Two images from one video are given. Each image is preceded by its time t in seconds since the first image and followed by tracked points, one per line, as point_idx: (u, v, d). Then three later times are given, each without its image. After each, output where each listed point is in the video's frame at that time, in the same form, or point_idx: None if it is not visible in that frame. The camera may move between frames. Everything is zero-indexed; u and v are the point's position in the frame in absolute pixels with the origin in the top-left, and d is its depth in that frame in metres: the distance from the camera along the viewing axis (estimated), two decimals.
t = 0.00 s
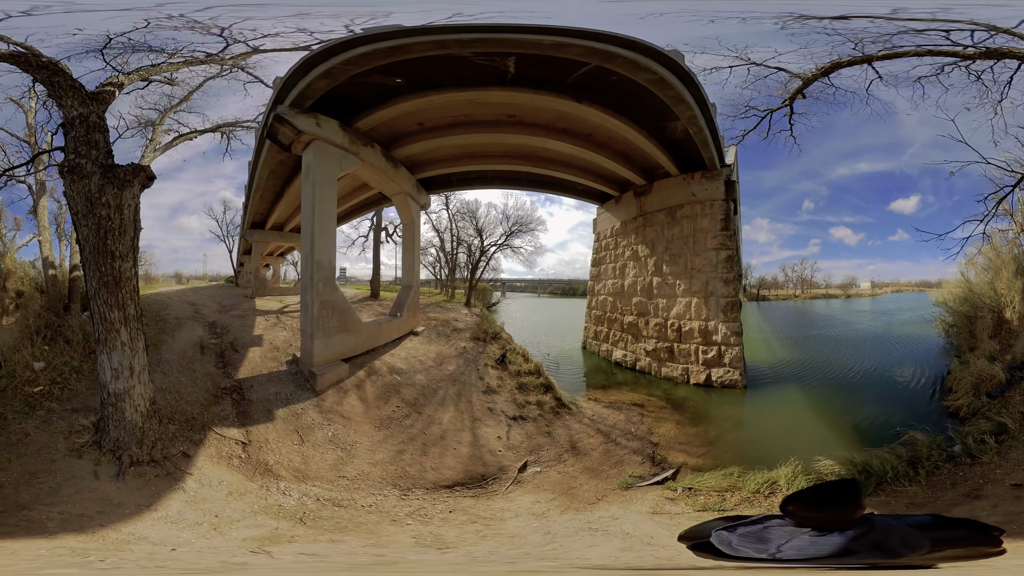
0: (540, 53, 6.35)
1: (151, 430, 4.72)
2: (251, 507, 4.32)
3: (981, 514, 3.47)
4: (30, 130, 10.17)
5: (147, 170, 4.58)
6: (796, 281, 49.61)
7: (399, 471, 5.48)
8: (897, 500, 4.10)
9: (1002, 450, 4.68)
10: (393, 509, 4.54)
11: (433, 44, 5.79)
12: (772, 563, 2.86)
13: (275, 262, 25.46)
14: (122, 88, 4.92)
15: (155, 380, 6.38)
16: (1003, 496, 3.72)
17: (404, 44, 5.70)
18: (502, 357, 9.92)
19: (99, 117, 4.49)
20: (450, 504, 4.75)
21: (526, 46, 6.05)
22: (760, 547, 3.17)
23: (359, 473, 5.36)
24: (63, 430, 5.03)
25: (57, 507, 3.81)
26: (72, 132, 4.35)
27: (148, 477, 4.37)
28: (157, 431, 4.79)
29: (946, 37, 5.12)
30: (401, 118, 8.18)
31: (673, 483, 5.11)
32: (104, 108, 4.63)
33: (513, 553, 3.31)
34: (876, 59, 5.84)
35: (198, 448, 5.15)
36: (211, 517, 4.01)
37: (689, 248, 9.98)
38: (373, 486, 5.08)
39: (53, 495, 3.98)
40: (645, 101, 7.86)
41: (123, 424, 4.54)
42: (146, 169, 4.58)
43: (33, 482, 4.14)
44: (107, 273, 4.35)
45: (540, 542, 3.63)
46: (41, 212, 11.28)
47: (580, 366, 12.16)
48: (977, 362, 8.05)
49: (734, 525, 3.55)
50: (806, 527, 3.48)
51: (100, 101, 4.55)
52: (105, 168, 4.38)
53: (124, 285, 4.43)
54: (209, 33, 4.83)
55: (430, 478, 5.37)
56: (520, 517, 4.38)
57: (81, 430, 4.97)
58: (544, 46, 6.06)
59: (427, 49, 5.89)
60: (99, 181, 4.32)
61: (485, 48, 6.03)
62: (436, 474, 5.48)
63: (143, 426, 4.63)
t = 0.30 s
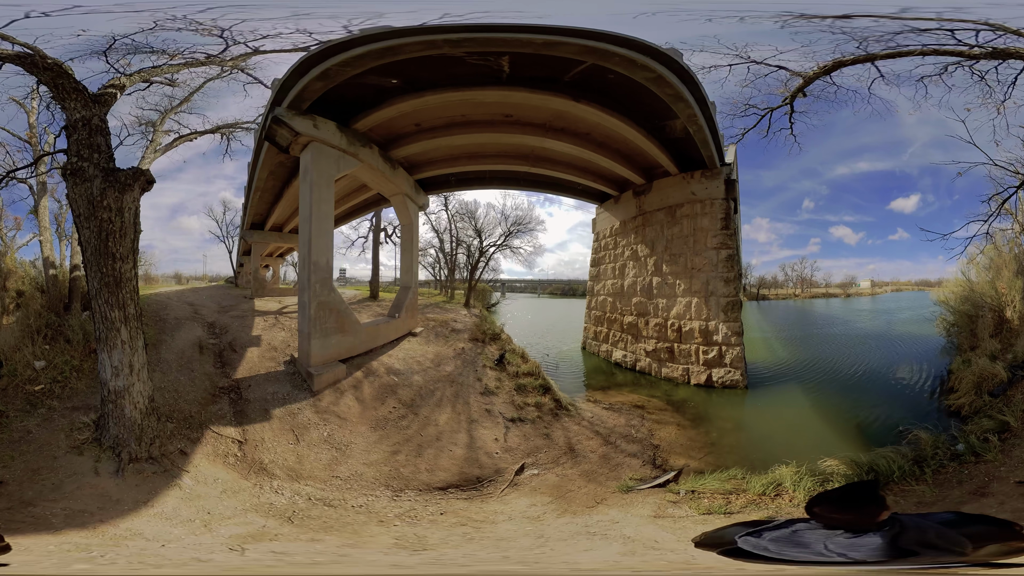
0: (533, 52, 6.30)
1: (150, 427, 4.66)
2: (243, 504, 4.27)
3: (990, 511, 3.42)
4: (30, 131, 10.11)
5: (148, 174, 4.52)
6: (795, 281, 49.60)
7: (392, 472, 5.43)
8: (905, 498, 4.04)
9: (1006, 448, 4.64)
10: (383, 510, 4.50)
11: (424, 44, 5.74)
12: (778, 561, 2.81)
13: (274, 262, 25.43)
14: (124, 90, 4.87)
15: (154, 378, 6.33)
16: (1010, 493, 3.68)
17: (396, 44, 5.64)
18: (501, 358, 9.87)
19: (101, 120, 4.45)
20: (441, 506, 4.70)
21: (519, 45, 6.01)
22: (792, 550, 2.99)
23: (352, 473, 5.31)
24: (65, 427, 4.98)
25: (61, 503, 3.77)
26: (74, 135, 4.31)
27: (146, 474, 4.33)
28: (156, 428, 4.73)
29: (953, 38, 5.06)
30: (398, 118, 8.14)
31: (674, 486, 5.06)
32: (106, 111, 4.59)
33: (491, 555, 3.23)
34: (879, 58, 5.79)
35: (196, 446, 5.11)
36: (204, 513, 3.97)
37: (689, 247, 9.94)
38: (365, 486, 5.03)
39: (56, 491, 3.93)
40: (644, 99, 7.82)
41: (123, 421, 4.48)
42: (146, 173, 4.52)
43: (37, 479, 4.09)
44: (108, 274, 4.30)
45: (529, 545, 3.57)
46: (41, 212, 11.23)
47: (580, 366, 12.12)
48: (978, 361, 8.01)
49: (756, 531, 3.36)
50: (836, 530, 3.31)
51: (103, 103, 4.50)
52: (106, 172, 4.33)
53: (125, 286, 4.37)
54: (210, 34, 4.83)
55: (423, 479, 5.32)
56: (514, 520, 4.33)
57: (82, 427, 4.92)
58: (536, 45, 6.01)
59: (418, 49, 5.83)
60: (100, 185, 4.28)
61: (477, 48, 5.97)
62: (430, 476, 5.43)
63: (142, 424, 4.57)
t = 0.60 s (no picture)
0: (527, 52, 6.29)
1: (152, 424, 4.65)
2: (241, 500, 4.28)
3: (1004, 511, 3.41)
4: (31, 130, 10.10)
5: (152, 176, 4.53)
6: (795, 281, 49.61)
7: (387, 471, 5.42)
8: (914, 499, 4.03)
9: (1011, 447, 4.63)
10: (373, 509, 4.49)
11: (420, 46, 5.73)
12: (776, 562, 2.81)
13: (274, 263, 25.46)
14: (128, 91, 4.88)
15: (155, 377, 6.33)
16: (1019, 492, 3.66)
17: (393, 46, 5.63)
18: (499, 359, 9.88)
19: (105, 121, 4.44)
20: (432, 506, 4.68)
21: (513, 46, 6.00)
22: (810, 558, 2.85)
23: (347, 471, 5.30)
24: (68, 425, 4.97)
25: (69, 500, 3.77)
26: (78, 136, 4.30)
27: (149, 470, 4.33)
28: (158, 425, 4.73)
29: (957, 36, 5.05)
30: (396, 120, 8.13)
31: (673, 489, 5.06)
32: (110, 112, 4.58)
33: (451, 556, 3.22)
34: (879, 57, 5.78)
35: (196, 443, 5.11)
36: (203, 509, 3.98)
37: (688, 247, 9.93)
38: (359, 485, 5.02)
39: (63, 488, 3.93)
40: (643, 99, 7.82)
41: (125, 418, 4.47)
42: (150, 175, 4.52)
43: (43, 476, 4.08)
44: (111, 273, 4.30)
45: (505, 548, 3.56)
46: (42, 211, 11.23)
47: (579, 367, 12.11)
48: (980, 361, 8.00)
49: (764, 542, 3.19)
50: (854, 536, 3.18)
51: (106, 104, 4.50)
52: (111, 173, 4.33)
53: (128, 285, 4.37)
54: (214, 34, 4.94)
55: (416, 479, 5.31)
56: (504, 522, 4.31)
57: (86, 424, 4.91)
58: (528, 46, 5.99)
59: (414, 51, 5.80)
60: (105, 187, 4.27)
61: (471, 49, 5.95)
62: (424, 476, 5.42)
63: (144, 420, 4.56)
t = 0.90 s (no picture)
0: (524, 51, 6.29)
1: (153, 424, 4.64)
2: (243, 500, 4.29)
3: (1002, 512, 3.42)
4: (30, 130, 10.10)
5: (152, 177, 4.54)
6: (795, 281, 49.67)
7: (387, 470, 5.42)
8: (912, 501, 4.04)
9: (1010, 448, 4.63)
10: (376, 508, 4.50)
11: (416, 46, 5.73)
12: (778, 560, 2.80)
13: (275, 262, 25.48)
14: (127, 92, 4.87)
15: (155, 377, 6.33)
16: (1019, 493, 3.67)
17: (391, 46, 5.63)
18: (499, 357, 9.88)
19: (105, 121, 4.44)
20: (431, 504, 4.69)
21: (509, 45, 6.01)
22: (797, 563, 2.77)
23: (348, 470, 5.31)
24: (69, 426, 4.97)
25: (70, 501, 3.77)
26: (78, 136, 4.29)
27: (150, 471, 4.33)
28: (159, 425, 4.73)
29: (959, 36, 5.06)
30: (395, 120, 8.14)
31: (670, 488, 5.05)
32: (110, 113, 4.58)
33: (451, 554, 3.23)
34: (880, 57, 5.79)
35: (197, 443, 5.10)
36: (207, 509, 3.98)
37: (688, 247, 9.93)
38: (360, 484, 5.02)
39: (64, 489, 3.93)
40: (642, 98, 7.83)
41: (126, 419, 4.47)
42: (150, 176, 4.53)
43: (43, 478, 4.07)
44: (112, 274, 4.29)
45: (505, 546, 3.57)
46: (41, 212, 11.23)
47: (578, 366, 12.12)
48: (980, 362, 8.00)
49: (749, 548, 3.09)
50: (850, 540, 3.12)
51: (106, 105, 4.50)
52: (111, 173, 4.32)
53: (128, 286, 4.37)
54: (210, 35, 4.84)
55: (417, 478, 5.32)
56: (504, 521, 4.31)
57: (86, 426, 4.91)
58: (526, 44, 5.99)
59: (411, 50, 5.79)
60: (105, 187, 4.27)
61: (469, 48, 5.95)
62: (425, 475, 5.41)
63: (145, 421, 4.56)
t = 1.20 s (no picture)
0: (536, 51, 6.31)
1: (151, 427, 4.66)
2: (246, 504, 4.29)
3: (986, 512, 3.45)
4: (28, 130, 10.11)
5: (147, 172, 4.51)
6: (795, 281, 49.75)
7: (394, 472, 5.44)
8: (902, 499, 4.07)
9: (1004, 449, 4.65)
10: (387, 510, 4.51)
11: (426, 44, 5.76)
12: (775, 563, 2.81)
13: (275, 262, 25.47)
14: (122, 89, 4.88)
15: (154, 379, 6.34)
16: (1008, 494, 3.69)
17: (397, 43, 5.66)
18: (501, 356, 9.91)
19: (99, 119, 4.46)
20: (442, 504, 4.72)
21: (522, 45, 6.01)
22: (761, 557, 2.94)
23: (353, 471, 5.33)
24: (64, 428, 4.99)
25: (61, 504, 3.77)
26: (72, 134, 4.31)
27: (148, 475, 4.33)
28: (157, 428, 4.74)
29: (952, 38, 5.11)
30: (398, 117, 8.14)
31: (672, 484, 5.08)
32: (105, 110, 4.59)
33: (495, 553, 3.28)
34: (876, 58, 5.82)
35: (196, 446, 5.10)
36: (207, 514, 3.98)
37: (688, 247, 9.96)
38: (367, 486, 5.03)
39: (56, 492, 3.94)
40: (643, 99, 7.85)
41: (122, 422, 4.48)
42: (145, 172, 4.52)
43: (35, 480, 4.09)
44: (106, 273, 4.30)
45: (531, 543, 3.61)
46: (39, 211, 11.24)
47: (579, 365, 12.14)
48: (977, 362, 8.02)
49: (732, 535, 3.30)
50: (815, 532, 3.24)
51: (100, 103, 4.50)
52: (104, 170, 4.34)
53: (123, 285, 4.37)
54: (206, 33, 4.88)
55: (424, 478, 5.33)
56: (517, 519, 4.33)
57: (81, 428, 4.92)
58: (540, 44, 6.00)
59: (418, 49, 5.84)
60: (99, 184, 4.28)
61: (480, 47, 5.97)
62: (433, 475, 5.43)
63: (142, 424, 4.57)
